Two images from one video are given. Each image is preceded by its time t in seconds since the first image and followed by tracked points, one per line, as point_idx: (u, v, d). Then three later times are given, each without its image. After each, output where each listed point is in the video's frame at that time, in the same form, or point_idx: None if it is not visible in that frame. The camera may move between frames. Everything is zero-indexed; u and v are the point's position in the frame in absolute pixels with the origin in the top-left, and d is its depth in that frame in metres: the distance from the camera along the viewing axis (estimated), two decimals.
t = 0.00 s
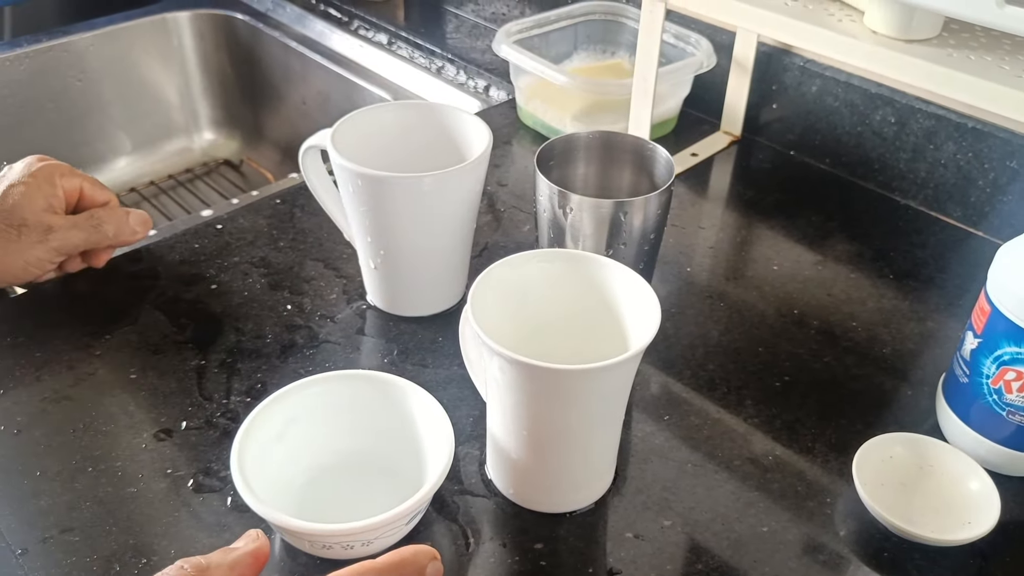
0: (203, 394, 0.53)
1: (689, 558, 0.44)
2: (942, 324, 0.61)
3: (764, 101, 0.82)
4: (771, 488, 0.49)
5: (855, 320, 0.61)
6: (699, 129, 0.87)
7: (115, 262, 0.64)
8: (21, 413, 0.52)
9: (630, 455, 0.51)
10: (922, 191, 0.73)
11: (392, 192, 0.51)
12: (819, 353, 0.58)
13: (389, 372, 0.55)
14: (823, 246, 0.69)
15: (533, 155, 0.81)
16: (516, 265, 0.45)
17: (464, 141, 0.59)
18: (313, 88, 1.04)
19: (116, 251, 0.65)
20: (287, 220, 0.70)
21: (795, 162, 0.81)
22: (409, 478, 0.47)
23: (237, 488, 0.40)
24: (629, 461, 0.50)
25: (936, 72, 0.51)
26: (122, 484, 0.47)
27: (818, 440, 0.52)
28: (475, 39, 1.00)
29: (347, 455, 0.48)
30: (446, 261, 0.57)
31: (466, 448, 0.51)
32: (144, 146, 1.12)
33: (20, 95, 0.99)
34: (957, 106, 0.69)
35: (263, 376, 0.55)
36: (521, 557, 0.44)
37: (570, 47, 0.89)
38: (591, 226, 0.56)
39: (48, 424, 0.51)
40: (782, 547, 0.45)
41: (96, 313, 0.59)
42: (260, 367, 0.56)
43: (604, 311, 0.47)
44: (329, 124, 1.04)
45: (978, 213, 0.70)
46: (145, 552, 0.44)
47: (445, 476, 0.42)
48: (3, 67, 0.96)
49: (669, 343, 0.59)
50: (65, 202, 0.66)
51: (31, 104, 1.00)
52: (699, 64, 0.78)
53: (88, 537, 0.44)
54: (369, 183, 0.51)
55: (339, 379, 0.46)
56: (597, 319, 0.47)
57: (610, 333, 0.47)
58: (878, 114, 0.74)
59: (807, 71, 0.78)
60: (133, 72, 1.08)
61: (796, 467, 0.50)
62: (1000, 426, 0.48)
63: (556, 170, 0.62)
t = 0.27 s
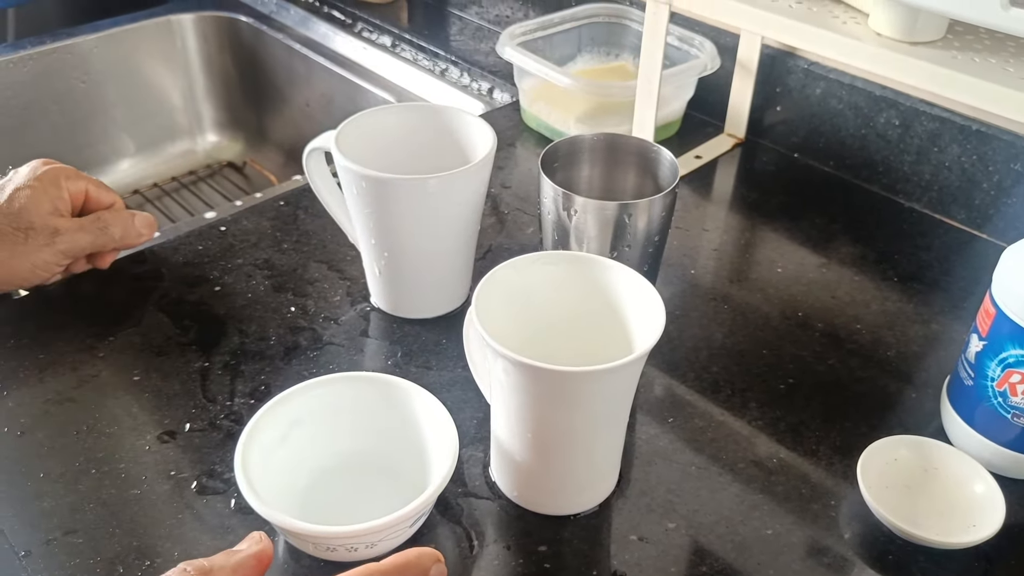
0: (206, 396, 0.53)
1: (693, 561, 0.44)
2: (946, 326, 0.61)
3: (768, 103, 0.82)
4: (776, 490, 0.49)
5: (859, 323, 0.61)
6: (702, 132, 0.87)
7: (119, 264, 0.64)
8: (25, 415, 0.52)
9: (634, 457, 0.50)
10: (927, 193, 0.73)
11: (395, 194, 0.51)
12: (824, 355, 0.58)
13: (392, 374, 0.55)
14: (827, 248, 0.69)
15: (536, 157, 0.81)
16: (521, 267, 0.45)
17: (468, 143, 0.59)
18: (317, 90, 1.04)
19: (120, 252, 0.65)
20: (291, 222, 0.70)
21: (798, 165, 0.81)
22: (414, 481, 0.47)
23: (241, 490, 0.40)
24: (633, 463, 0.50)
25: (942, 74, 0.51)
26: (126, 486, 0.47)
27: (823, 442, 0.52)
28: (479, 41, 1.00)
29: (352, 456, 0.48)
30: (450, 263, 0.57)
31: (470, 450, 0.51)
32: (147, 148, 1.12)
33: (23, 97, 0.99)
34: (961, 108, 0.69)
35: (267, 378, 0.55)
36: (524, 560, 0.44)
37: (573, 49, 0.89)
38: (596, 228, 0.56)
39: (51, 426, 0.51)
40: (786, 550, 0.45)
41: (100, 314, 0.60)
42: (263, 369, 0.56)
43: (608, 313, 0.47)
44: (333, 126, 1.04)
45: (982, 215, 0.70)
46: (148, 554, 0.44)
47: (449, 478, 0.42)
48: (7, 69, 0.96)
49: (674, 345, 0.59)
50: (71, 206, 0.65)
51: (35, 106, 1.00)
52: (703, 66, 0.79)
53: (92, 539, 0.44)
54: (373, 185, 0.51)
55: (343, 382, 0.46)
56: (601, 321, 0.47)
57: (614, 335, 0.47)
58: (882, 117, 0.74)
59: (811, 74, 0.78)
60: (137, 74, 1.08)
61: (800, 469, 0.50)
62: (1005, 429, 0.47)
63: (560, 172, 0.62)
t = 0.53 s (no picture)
0: (207, 398, 0.53)
1: (695, 563, 0.44)
2: (948, 328, 0.61)
3: (769, 105, 0.82)
4: (777, 493, 0.48)
5: (861, 325, 0.61)
6: (704, 133, 0.87)
7: (120, 265, 0.64)
8: (25, 417, 0.51)
9: (636, 459, 0.50)
10: (929, 195, 0.73)
11: (397, 195, 0.51)
12: (825, 357, 0.58)
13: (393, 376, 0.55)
14: (829, 250, 0.69)
15: (538, 159, 0.81)
16: (522, 268, 0.45)
17: (469, 144, 0.59)
18: (318, 92, 1.04)
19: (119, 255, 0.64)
20: (292, 223, 0.70)
21: (800, 166, 0.81)
22: (415, 483, 0.47)
23: (241, 491, 0.40)
24: (634, 465, 0.50)
25: (944, 76, 0.51)
26: (126, 488, 0.47)
27: (825, 445, 0.52)
28: (480, 42, 1.00)
29: (353, 458, 0.48)
30: (451, 264, 0.57)
31: (471, 452, 0.50)
32: (148, 150, 1.12)
33: (24, 98, 0.99)
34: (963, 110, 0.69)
35: (268, 380, 0.55)
36: (526, 562, 0.44)
37: (575, 50, 0.89)
38: (597, 229, 0.56)
39: (51, 428, 0.51)
40: (788, 553, 0.45)
41: (100, 316, 0.59)
42: (264, 371, 0.56)
43: (609, 314, 0.47)
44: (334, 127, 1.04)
45: (985, 218, 0.70)
46: (148, 556, 0.44)
47: (451, 480, 0.41)
48: (8, 70, 0.96)
49: (675, 347, 0.59)
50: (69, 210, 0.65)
51: (35, 107, 1.00)
52: (705, 67, 0.78)
53: (92, 541, 0.44)
54: (374, 186, 0.51)
55: (343, 383, 0.46)
56: (602, 322, 0.47)
57: (616, 336, 0.47)
58: (884, 118, 0.74)
59: (813, 75, 0.78)
60: (137, 76, 1.08)
61: (802, 471, 0.50)
62: (1008, 431, 0.47)
63: (562, 173, 0.62)
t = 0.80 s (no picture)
0: (205, 400, 0.53)
1: (694, 566, 0.44)
2: (948, 331, 0.60)
3: (769, 106, 0.82)
4: (777, 495, 0.48)
5: (861, 327, 0.61)
6: (704, 135, 0.86)
7: (118, 267, 0.64)
8: (22, 419, 0.51)
9: (635, 462, 0.50)
10: (929, 197, 0.73)
11: (395, 196, 0.51)
12: (825, 359, 0.58)
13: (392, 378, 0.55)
14: (829, 252, 0.69)
15: (537, 160, 0.81)
16: (521, 270, 0.45)
17: (468, 145, 0.59)
18: (317, 93, 1.04)
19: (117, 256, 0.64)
20: (291, 225, 0.70)
21: (799, 168, 0.81)
22: (413, 487, 0.47)
23: (239, 494, 0.40)
24: (634, 468, 0.50)
25: (944, 77, 0.51)
26: (123, 490, 0.47)
27: (824, 447, 0.51)
28: (480, 44, 1.00)
29: (351, 461, 0.48)
30: (450, 266, 0.57)
31: (470, 454, 0.50)
32: (147, 151, 1.12)
33: (22, 99, 0.99)
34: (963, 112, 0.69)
35: (266, 382, 0.55)
36: (524, 565, 0.44)
37: (574, 52, 0.89)
38: (597, 230, 0.56)
39: (49, 430, 0.51)
40: (788, 556, 0.45)
41: (98, 318, 0.59)
42: (262, 373, 0.55)
43: (609, 316, 0.47)
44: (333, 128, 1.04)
45: (985, 219, 0.70)
46: (146, 559, 0.43)
47: (449, 483, 0.41)
48: (7, 71, 0.96)
49: (675, 349, 0.59)
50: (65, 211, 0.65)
51: (34, 109, 1.00)
52: (705, 69, 0.78)
53: (89, 544, 0.44)
54: (373, 188, 0.51)
55: (342, 386, 0.46)
56: (601, 324, 0.47)
57: (615, 338, 0.47)
58: (884, 120, 0.74)
59: (813, 77, 0.77)
60: (136, 77, 1.08)
61: (801, 474, 0.50)
62: (1008, 433, 0.47)
63: (561, 175, 0.62)
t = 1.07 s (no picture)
0: (202, 400, 0.53)
1: (693, 566, 0.44)
2: (948, 330, 0.60)
3: (768, 105, 0.82)
4: (776, 495, 0.48)
5: (861, 327, 0.61)
6: (702, 134, 0.86)
7: (115, 266, 0.64)
8: (18, 419, 0.51)
9: (634, 462, 0.50)
10: (928, 196, 0.73)
11: (393, 195, 0.51)
12: (825, 359, 0.58)
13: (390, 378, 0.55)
14: (828, 251, 0.69)
15: (536, 159, 0.81)
16: (519, 270, 0.45)
17: (467, 144, 0.58)
18: (315, 92, 1.04)
19: (114, 256, 0.64)
20: (289, 224, 0.70)
21: (799, 167, 0.81)
22: (411, 487, 0.46)
23: (236, 494, 0.40)
24: (633, 468, 0.50)
25: (944, 76, 0.51)
26: (120, 491, 0.47)
27: (824, 447, 0.51)
28: (478, 42, 0.99)
29: (349, 461, 0.48)
30: (449, 265, 0.57)
31: (468, 454, 0.50)
32: (144, 150, 1.11)
33: (19, 98, 0.98)
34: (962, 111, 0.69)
35: (264, 382, 0.54)
36: (523, 565, 0.44)
37: (573, 51, 0.89)
38: (596, 229, 0.55)
39: (45, 430, 0.50)
40: (788, 556, 0.45)
41: (94, 317, 0.59)
42: (259, 373, 0.55)
43: (608, 315, 0.46)
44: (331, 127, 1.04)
45: (984, 219, 0.70)
46: (142, 559, 0.43)
47: (447, 483, 0.41)
48: (3, 69, 0.96)
49: (674, 349, 0.59)
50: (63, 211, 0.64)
51: (31, 107, 1.00)
52: (704, 68, 0.78)
53: (86, 545, 0.44)
54: (371, 186, 0.51)
55: (340, 386, 0.45)
56: (600, 323, 0.47)
57: (614, 338, 0.47)
58: (883, 119, 0.73)
59: (812, 76, 0.77)
60: (134, 76, 1.08)
61: (801, 474, 0.49)
62: (1008, 433, 0.47)
63: (560, 174, 0.61)
